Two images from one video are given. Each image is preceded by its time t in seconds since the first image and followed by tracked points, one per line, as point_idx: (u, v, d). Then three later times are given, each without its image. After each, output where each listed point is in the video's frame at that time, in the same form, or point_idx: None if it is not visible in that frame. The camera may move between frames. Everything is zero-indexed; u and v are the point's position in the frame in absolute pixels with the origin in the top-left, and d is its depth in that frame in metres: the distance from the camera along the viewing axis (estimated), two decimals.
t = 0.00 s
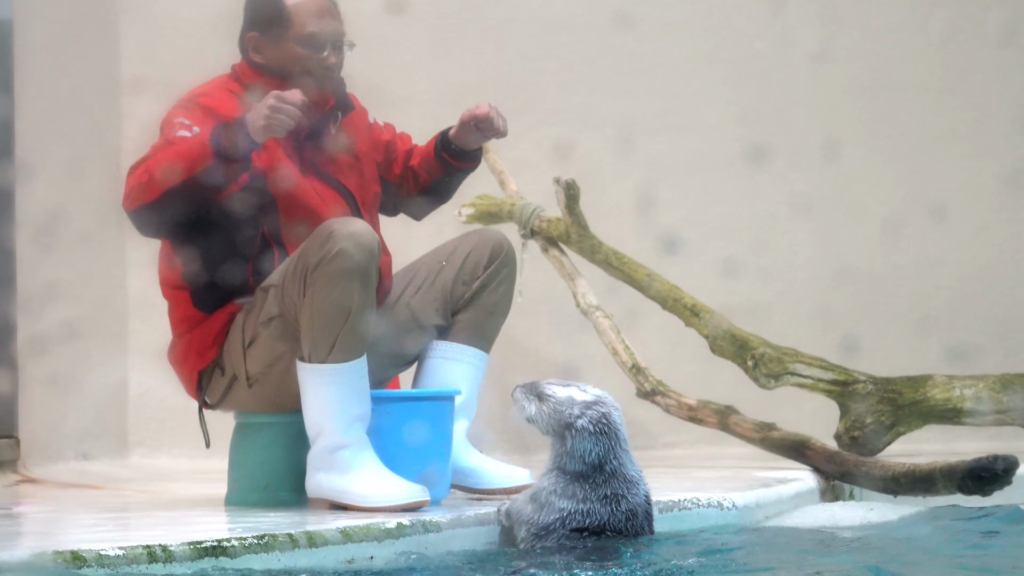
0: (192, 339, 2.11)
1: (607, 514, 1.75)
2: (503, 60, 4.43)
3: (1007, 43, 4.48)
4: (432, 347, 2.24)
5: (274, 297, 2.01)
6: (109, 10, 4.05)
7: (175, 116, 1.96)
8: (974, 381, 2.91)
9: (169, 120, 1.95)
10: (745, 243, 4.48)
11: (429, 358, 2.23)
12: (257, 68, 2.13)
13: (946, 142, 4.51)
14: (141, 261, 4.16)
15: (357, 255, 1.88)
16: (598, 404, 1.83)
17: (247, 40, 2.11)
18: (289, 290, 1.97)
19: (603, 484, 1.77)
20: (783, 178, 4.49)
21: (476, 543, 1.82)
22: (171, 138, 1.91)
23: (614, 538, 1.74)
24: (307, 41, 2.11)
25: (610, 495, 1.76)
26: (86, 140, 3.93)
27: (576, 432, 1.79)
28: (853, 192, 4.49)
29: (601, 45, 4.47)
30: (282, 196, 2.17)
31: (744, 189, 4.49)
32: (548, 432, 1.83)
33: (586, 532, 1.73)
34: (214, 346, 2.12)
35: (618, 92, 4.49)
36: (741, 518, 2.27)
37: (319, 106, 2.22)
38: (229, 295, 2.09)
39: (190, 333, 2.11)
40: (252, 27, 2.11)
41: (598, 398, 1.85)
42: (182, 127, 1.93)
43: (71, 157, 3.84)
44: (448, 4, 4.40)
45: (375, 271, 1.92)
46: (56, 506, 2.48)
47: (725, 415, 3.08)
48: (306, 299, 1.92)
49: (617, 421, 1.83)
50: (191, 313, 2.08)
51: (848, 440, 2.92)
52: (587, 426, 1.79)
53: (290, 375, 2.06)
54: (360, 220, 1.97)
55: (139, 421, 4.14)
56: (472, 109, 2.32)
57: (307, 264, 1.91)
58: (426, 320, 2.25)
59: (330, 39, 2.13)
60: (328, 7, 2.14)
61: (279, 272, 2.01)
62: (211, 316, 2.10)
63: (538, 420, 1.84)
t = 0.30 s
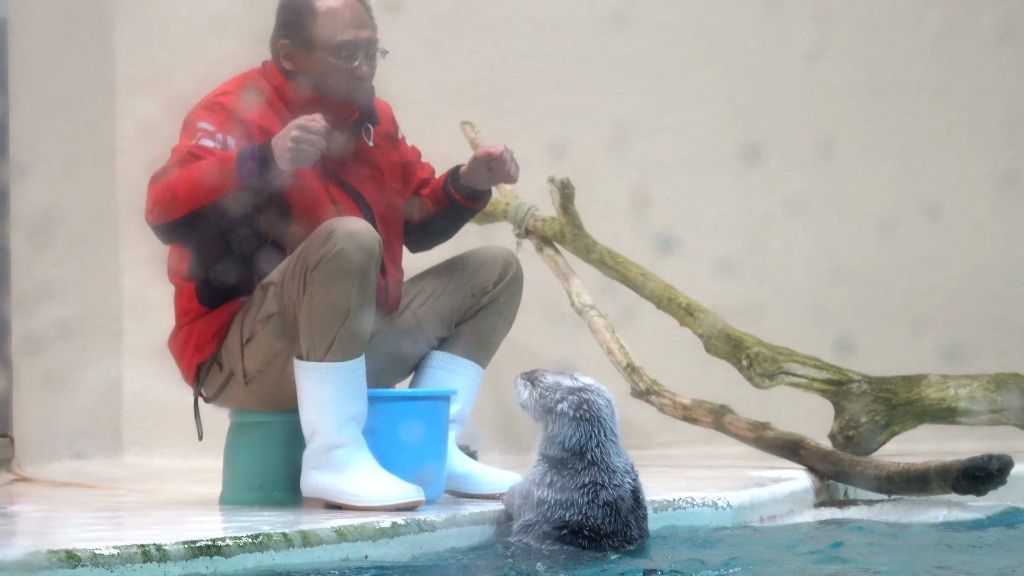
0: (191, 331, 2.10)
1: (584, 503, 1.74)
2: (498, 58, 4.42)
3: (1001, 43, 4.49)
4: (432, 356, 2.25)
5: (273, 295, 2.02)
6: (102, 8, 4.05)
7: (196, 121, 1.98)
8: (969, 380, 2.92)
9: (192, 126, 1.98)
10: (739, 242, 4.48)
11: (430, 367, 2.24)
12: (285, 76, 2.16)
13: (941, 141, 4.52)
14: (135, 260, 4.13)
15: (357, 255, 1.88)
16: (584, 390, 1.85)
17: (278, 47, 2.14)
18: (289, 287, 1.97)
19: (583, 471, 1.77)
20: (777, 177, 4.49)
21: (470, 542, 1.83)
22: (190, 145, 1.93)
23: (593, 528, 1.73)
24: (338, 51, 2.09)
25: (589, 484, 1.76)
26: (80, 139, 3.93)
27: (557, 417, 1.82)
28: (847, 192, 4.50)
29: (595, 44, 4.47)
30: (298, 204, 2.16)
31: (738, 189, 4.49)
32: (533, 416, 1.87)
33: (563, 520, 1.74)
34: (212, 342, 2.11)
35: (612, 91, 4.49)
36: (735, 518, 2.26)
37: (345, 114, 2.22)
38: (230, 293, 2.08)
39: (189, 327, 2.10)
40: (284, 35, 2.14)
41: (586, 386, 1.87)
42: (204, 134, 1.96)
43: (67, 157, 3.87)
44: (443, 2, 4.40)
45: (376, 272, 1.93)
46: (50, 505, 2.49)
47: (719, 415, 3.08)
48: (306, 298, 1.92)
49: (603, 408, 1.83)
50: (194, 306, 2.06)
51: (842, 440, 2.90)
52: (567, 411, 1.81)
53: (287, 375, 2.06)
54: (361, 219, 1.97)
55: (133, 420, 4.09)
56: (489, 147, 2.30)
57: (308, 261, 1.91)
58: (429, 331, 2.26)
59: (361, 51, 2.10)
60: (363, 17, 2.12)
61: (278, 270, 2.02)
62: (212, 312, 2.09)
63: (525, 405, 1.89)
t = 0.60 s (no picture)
0: (188, 330, 2.10)
1: (568, 492, 1.78)
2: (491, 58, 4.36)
3: (996, 42, 4.50)
4: (427, 356, 2.26)
5: (275, 294, 2.02)
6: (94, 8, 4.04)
7: (216, 132, 1.98)
8: (963, 380, 2.93)
9: (211, 135, 1.97)
10: (732, 242, 4.48)
11: (426, 367, 2.25)
12: (314, 94, 2.12)
13: (934, 141, 4.53)
14: (128, 261, 4.09)
15: (362, 256, 1.89)
16: (572, 381, 1.90)
17: (310, 62, 2.10)
18: (291, 286, 1.98)
19: (567, 461, 1.81)
20: (770, 177, 4.49)
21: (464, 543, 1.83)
22: (209, 158, 1.93)
23: (576, 517, 1.76)
24: (369, 82, 2.07)
25: (574, 473, 1.80)
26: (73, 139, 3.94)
27: (543, 407, 1.87)
28: (841, 191, 4.50)
29: (589, 44, 4.47)
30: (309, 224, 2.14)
31: (731, 189, 4.49)
32: (521, 406, 1.92)
33: (547, 509, 1.78)
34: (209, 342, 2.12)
35: (606, 91, 4.49)
36: (730, 517, 2.27)
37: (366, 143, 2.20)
38: (228, 294, 2.08)
39: (186, 325, 2.10)
40: (318, 52, 2.10)
41: (573, 377, 1.91)
42: (224, 148, 1.96)
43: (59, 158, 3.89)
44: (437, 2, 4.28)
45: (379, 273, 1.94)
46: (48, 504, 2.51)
47: (713, 414, 3.09)
48: (308, 296, 1.93)
49: (589, 400, 1.88)
50: (194, 306, 2.08)
51: (837, 439, 2.92)
52: (553, 402, 1.86)
53: (286, 375, 2.06)
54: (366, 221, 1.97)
55: (127, 420, 4.07)
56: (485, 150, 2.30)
57: (311, 260, 1.92)
58: (425, 332, 2.27)
59: (393, 85, 2.08)
60: (401, 49, 2.09)
61: (280, 269, 2.02)
62: (211, 312, 2.10)
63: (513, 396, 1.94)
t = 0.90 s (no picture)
0: (183, 331, 2.09)
1: (557, 496, 1.75)
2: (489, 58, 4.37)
3: (990, 42, 4.52)
4: (424, 355, 2.25)
5: (274, 295, 2.02)
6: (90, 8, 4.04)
7: (217, 140, 1.95)
8: (960, 379, 2.93)
9: (211, 142, 1.95)
10: (729, 242, 4.48)
11: (423, 366, 2.24)
12: (313, 98, 2.08)
13: (931, 140, 4.53)
14: (126, 261, 4.11)
15: (362, 257, 1.89)
16: (551, 375, 1.86)
17: (311, 69, 2.06)
18: (289, 287, 1.97)
19: (553, 461, 1.77)
20: (767, 177, 4.49)
21: (461, 542, 1.82)
22: (209, 169, 1.92)
23: (568, 521, 1.73)
24: (368, 92, 2.03)
25: (561, 474, 1.76)
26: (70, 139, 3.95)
27: (525, 404, 1.82)
28: (838, 191, 4.50)
29: (585, 44, 4.47)
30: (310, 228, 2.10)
31: (728, 188, 4.49)
32: (501, 403, 1.87)
33: (538, 515, 1.74)
34: (204, 342, 2.11)
35: (602, 91, 4.49)
36: (727, 516, 2.26)
37: (361, 153, 2.17)
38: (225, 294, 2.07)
39: (183, 325, 2.09)
40: (319, 58, 2.06)
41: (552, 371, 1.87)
42: (225, 156, 1.94)
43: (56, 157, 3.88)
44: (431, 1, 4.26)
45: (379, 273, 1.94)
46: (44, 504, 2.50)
47: (710, 414, 3.09)
48: (307, 296, 1.92)
49: (570, 394, 1.84)
50: (190, 306, 2.06)
51: (834, 438, 2.92)
52: (535, 398, 1.81)
53: (284, 376, 2.06)
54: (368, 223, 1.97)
55: (125, 420, 4.13)
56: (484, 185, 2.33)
57: (310, 259, 1.91)
58: (421, 333, 2.27)
59: (392, 96, 2.05)
60: (403, 58, 2.05)
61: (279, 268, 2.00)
62: (206, 312, 2.08)
63: (492, 391, 1.89)
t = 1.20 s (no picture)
0: (184, 327, 2.06)
1: (550, 504, 1.74)
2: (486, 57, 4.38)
3: (989, 41, 4.50)
4: (424, 357, 2.26)
5: (280, 292, 2.01)
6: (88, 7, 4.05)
7: (220, 146, 1.92)
8: (959, 378, 2.93)
9: (215, 150, 1.92)
10: (727, 241, 4.48)
11: (423, 367, 2.25)
12: (322, 103, 2.02)
13: (929, 139, 4.53)
14: (123, 260, 4.17)
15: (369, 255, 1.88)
16: (542, 382, 1.86)
17: (324, 77, 1.99)
18: (295, 286, 1.97)
19: (546, 467, 1.77)
20: (765, 176, 4.49)
21: (459, 541, 1.83)
22: (211, 180, 1.90)
23: (562, 529, 1.73)
24: (377, 106, 1.96)
25: (555, 481, 1.76)
26: (69, 138, 3.95)
27: (517, 411, 1.82)
28: (836, 191, 4.50)
29: (583, 44, 4.47)
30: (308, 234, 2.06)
31: (725, 188, 4.49)
32: (491, 412, 1.86)
33: (532, 523, 1.74)
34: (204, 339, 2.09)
35: (600, 90, 4.49)
36: (725, 517, 2.25)
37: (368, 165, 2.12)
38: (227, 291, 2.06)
39: (183, 322, 2.06)
40: (333, 65, 1.98)
41: (542, 378, 1.87)
42: (229, 166, 1.91)
43: (54, 156, 3.88)
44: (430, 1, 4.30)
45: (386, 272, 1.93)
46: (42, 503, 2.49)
47: (709, 414, 3.09)
48: (314, 295, 1.91)
49: (561, 401, 1.84)
50: (192, 303, 2.03)
51: (833, 438, 2.92)
52: (526, 405, 1.81)
53: (286, 376, 2.04)
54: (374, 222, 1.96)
55: (124, 420, 4.15)
56: (484, 229, 2.25)
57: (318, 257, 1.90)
58: (421, 335, 2.28)
59: (402, 110, 1.97)
60: (417, 73, 1.97)
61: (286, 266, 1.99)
62: (207, 310, 2.06)
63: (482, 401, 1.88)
